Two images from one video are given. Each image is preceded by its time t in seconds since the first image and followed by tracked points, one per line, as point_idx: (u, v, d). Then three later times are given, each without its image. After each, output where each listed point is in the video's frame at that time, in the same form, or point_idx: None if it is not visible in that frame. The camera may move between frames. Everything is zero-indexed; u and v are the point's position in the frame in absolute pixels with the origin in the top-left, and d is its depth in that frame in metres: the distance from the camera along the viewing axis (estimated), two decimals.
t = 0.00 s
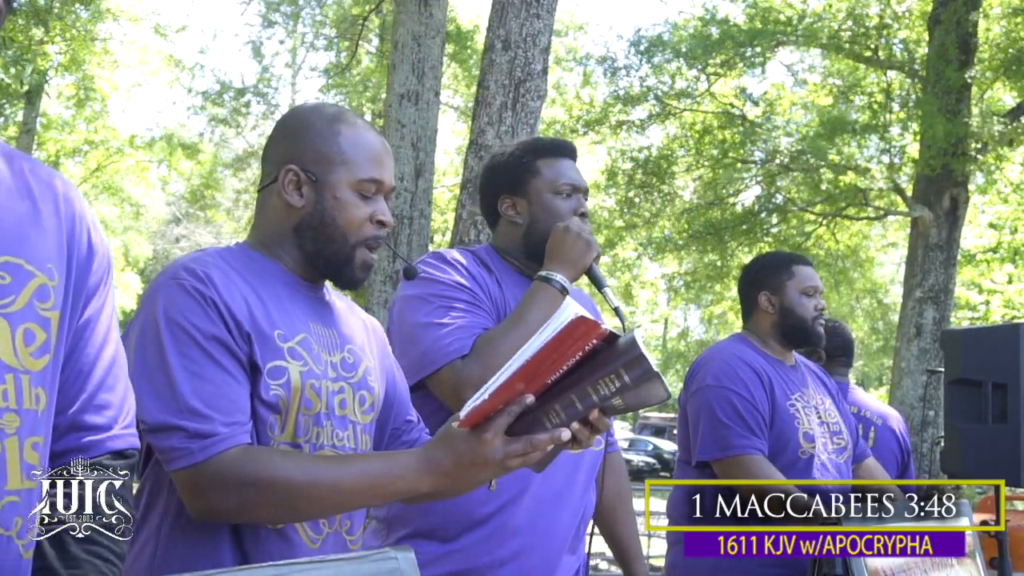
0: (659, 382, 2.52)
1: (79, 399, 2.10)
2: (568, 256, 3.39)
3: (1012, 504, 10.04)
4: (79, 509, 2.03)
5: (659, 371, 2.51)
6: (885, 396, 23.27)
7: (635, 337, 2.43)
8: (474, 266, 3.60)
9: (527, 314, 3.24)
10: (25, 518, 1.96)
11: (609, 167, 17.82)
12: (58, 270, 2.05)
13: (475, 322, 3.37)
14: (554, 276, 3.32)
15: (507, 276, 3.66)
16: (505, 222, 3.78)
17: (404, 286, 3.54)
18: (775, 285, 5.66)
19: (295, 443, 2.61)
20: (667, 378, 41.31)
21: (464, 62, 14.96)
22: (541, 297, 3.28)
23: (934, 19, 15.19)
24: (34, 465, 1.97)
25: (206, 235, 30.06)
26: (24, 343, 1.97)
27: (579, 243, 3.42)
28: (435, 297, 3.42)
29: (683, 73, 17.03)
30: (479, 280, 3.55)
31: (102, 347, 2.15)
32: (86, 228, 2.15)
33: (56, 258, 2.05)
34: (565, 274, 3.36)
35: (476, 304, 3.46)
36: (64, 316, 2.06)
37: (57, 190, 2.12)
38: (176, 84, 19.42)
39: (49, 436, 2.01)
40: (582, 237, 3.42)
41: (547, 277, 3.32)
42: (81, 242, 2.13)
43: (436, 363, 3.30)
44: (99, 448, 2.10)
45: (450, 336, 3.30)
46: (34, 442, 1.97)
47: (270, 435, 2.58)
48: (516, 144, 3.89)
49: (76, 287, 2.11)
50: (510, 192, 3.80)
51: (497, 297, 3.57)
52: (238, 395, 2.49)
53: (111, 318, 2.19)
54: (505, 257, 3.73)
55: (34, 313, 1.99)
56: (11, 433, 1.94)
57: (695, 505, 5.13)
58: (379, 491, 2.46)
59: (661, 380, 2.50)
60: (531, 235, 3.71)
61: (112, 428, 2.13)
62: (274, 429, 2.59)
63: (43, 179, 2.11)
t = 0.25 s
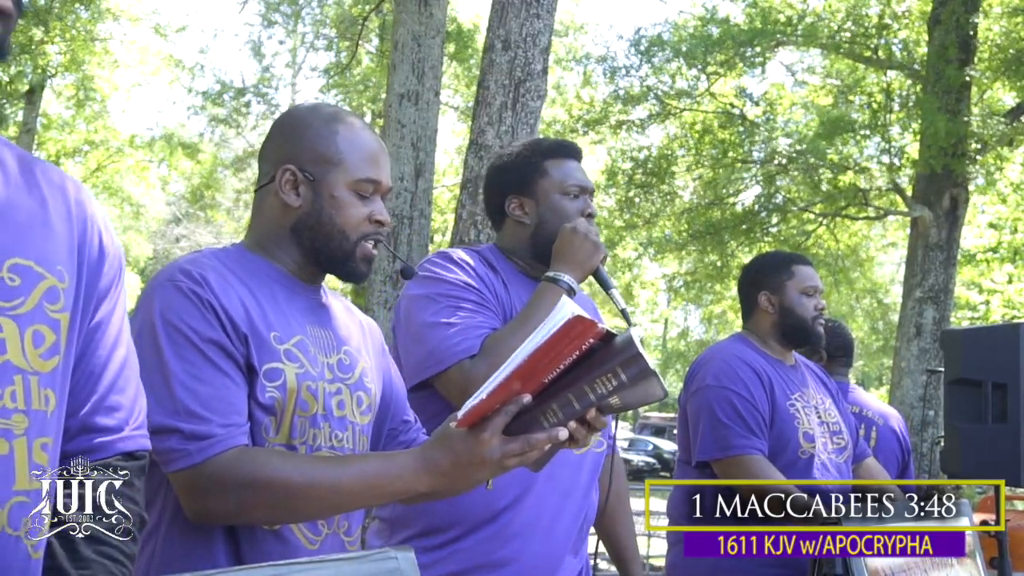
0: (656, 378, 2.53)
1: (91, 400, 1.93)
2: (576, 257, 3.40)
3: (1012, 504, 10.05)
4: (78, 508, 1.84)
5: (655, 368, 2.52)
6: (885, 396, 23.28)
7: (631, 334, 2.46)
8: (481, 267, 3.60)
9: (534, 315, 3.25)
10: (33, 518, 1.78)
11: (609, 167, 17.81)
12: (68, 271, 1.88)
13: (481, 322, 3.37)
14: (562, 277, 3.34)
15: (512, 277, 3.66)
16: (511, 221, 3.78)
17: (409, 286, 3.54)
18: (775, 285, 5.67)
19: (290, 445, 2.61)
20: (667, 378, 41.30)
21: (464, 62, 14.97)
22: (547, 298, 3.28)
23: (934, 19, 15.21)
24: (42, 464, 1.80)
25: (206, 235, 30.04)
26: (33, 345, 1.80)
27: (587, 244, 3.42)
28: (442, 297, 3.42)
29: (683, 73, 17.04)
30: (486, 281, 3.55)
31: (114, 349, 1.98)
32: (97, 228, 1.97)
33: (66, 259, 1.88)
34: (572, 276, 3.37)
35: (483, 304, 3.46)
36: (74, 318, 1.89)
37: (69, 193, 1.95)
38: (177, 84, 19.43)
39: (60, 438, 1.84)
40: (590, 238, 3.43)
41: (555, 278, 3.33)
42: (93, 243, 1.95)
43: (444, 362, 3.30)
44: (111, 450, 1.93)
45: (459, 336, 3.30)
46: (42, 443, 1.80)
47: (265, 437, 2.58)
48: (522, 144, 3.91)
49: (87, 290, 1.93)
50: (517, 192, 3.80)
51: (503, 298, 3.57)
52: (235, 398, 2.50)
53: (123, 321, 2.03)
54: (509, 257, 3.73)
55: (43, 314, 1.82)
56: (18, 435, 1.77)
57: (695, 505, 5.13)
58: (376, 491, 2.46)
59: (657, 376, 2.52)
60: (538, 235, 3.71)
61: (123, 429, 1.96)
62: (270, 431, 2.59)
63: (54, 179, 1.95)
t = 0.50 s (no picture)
0: (656, 373, 2.51)
1: (97, 401, 1.93)
2: (578, 258, 3.39)
3: (1013, 504, 10.05)
4: (79, 508, 1.83)
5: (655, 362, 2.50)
6: (885, 396, 23.28)
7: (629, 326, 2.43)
8: (483, 267, 3.60)
9: (536, 315, 3.25)
10: (36, 520, 1.78)
11: (609, 167, 17.82)
12: (75, 272, 1.88)
13: (483, 321, 3.37)
14: (565, 277, 3.34)
15: (514, 278, 3.66)
16: (514, 222, 3.78)
17: (411, 285, 3.54)
18: (775, 285, 5.67)
19: (289, 443, 2.61)
20: (666, 377, 41.30)
21: (464, 62, 14.96)
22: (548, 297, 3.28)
23: (934, 19, 15.21)
24: (47, 465, 1.79)
25: (207, 235, 30.04)
26: (39, 345, 1.80)
27: (589, 245, 3.42)
28: (444, 297, 3.42)
29: (684, 73, 17.04)
30: (488, 281, 3.55)
31: (120, 351, 1.98)
32: (104, 230, 1.97)
33: (73, 260, 1.88)
34: (574, 276, 3.37)
35: (485, 304, 3.46)
36: (80, 318, 1.89)
37: (76, 195, 1.95)
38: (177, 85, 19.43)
39: (65, 438, 1.84)
40: (592, 239, 3.43)
41: (557, 278, 3.33)
42: (101, 245, 1.96)
43: (445, 362, 3.30)
44: (115, 451, 1.92)
45: (460, 336, 3.30)
46: (48, 444, 1.79)
47: (264, 435, 2.58)
48: (524, 145, 3.91)
49: (93, 290, 1.93)
50: (519, 192, 3.80)
51: (505, 298, 3.57)
52: (235, 397, 2.50)
53: (129, 322, 2.02)
54: (511, 258, 3.73)
55: (49, 315, 1.82)
56: (24, 436, 1.76)
57: (695, 505, 5.13)
58: (376, 488, 2.46)
59: (657, 370, 2.49)
60: (540, 236, 3.71)
61: (129, 431, 1.96)
62: (268, 430, 2.59)
63: (60, 180, 1.95)
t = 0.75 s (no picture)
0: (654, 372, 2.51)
1: (98, 401, 1.93)
2: (576, 259, 3.39)
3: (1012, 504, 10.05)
4: (79, 509, 1.83)
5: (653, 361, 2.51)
6: (884, 396, 23.29)
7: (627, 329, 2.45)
8: (481, 267, 3.60)
9: (534, 314, 3.25)
10: (36, 520, 1.78)
11: (609, 167, 17.84)
12: (76, 272, 1.88)
13: (481, 321, 3.37)
14: (562, 277, 3.34)
15: (512, 278, 3.66)
16: (512, 222, 3.78)
17: (410, 285, 3.54)
18: (775, 285, 5.67)
19: (287, 446, 2.61)
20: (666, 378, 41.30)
21: (464, 62, 14.97)
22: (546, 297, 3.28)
23: (934, 19, 15.22)
24: (47, 465, 1.79)
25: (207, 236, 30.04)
26: (39, 346, 1.80)
27: (588, 246, 3.42)
28: (441, 297, 3.41)
29: (683, 73, 17.05)
30: (485, 281, 3.55)
31: (120, 351, 1.98)
32: (105, 230, 1.98)
33: (74, 261, 1.88)
34: (573, 278, 3.37)
35: (483, 304, 3.46)
36: (81, 319, 1.89)
37: (77, 195, 1.95)
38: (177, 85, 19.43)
39: (66, 439, 1.84)
40: (591, 239, 3.43)
41: (555, 279, 3.34)
42: (101, 245, 1.96)
43: (443, 361, 3.29)
44: (116, 451, 1.93)
45: (457, 336, 3.30)
46: (48, 445, 1.79)
47: (262, 437, 2.59)
48: (522, 145, 3.91)
49: (94, 290, 1.93)
50: (516, 192, 3.80)
51: (503, 298, 3.57)
52: (233, 399, 2.50)
53: (129, 323, 2.03)
54: (509, 258, 3.73)
55: (49, 316, 1.82)
56: (25, 436, 1.76)
57: (695, 505, 5.13)
58: (375, 490, 2.46)
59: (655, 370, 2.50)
60: (538, 236, 3.71)
61: (130, 431, 1.96)
62: (266, 432, 2.59)
63: (61, 180, 1.95)
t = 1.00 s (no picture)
0: (652, 378, 2.52)
1: (96, 401, 1.93)
2: (574, 259, 3.40)
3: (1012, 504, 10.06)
4: (79, 509, 1.84)
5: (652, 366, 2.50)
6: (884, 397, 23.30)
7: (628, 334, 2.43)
8: (477, 266, 3.60)
9: (530, 314, 3.25)
10: (36, 520, 1.78)
11: (609, 167, 17.84)
12: (74, 273, 1.88)
13: (477, 319, 3.37)
14: (559, 277, 3.34)
15: (509, 277, 3.66)
16: (509, 222, 3.78)
17: (407, 284, 3.54)
18: (774, 285, 5.67)
19: (285, 447, 2.61)
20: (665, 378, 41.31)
21: (464, 63, 14.97)
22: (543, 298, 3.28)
23: (935, 20, 15.21)
24: (45, 465, 1.79)
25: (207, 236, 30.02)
26: (38, 345, 1.80)
27: (584, 246, 3.43)
28: (437, 295, 3.42)
29: (683, 73, 17.06)
30: (482, 280, 3.55)
31: (118, 352, 1.98)
32: (103, 230, 1.98)
33: (73, 260, 1.88)
34: (569, 277, 3.37)
35: (480, 304, 3.46)
36: (80, 318, 1.89)
37: (75, 195, 1.96)
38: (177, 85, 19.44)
39: (64, 439, 1.84)
40: (588, 240, 3.43)
41: (552, 278, 3.34)
42: (99, 245, 1.96)
43: (438, 359, 3.29)
44: (114, 451, 1.93)
45: (453, 334, 3.29)
46: (47, 445, 1.79)
47: (259, 439, 2.59)
48: (521, 145, 3.92)
49: (92, 290, 1.94)
50: (514, 192, 3.80)
51: (499, 298, 3.57)
52: (230, 400, 2.50)
53: (127, 323, 2.03)
54: (507, 258, 3.73)
55: (48, 316, 1.82)
56: (23, 436, 1.76)
57: (695, 505, 5.13)
58: (372, 492, 2.47)
59: (653, 374, 2.50)
60: (536, 236, 3.70)
61: (128, 432, 1.96)
62: (264, 433, 2.60)
63: (60, 180, 1.95)
